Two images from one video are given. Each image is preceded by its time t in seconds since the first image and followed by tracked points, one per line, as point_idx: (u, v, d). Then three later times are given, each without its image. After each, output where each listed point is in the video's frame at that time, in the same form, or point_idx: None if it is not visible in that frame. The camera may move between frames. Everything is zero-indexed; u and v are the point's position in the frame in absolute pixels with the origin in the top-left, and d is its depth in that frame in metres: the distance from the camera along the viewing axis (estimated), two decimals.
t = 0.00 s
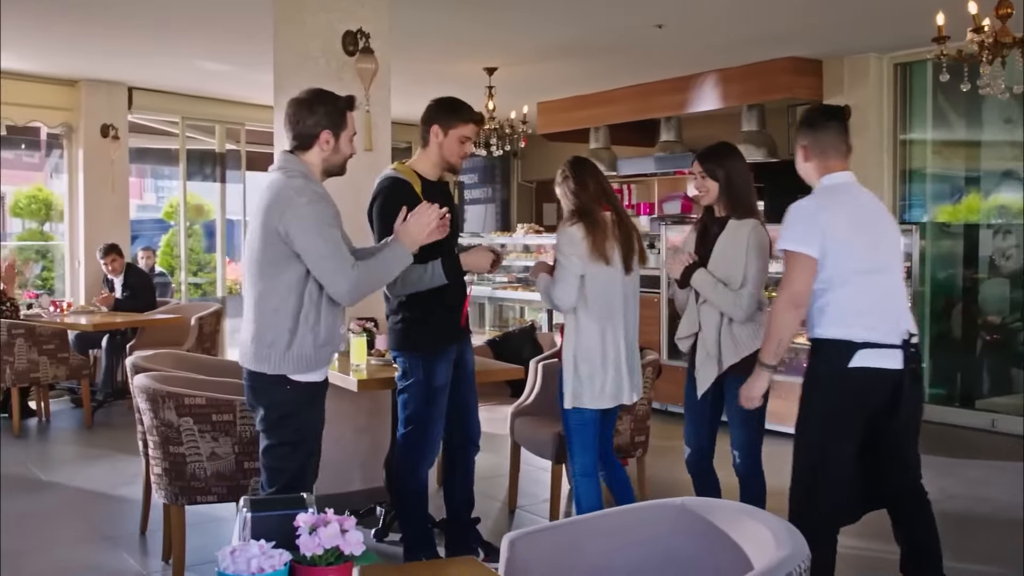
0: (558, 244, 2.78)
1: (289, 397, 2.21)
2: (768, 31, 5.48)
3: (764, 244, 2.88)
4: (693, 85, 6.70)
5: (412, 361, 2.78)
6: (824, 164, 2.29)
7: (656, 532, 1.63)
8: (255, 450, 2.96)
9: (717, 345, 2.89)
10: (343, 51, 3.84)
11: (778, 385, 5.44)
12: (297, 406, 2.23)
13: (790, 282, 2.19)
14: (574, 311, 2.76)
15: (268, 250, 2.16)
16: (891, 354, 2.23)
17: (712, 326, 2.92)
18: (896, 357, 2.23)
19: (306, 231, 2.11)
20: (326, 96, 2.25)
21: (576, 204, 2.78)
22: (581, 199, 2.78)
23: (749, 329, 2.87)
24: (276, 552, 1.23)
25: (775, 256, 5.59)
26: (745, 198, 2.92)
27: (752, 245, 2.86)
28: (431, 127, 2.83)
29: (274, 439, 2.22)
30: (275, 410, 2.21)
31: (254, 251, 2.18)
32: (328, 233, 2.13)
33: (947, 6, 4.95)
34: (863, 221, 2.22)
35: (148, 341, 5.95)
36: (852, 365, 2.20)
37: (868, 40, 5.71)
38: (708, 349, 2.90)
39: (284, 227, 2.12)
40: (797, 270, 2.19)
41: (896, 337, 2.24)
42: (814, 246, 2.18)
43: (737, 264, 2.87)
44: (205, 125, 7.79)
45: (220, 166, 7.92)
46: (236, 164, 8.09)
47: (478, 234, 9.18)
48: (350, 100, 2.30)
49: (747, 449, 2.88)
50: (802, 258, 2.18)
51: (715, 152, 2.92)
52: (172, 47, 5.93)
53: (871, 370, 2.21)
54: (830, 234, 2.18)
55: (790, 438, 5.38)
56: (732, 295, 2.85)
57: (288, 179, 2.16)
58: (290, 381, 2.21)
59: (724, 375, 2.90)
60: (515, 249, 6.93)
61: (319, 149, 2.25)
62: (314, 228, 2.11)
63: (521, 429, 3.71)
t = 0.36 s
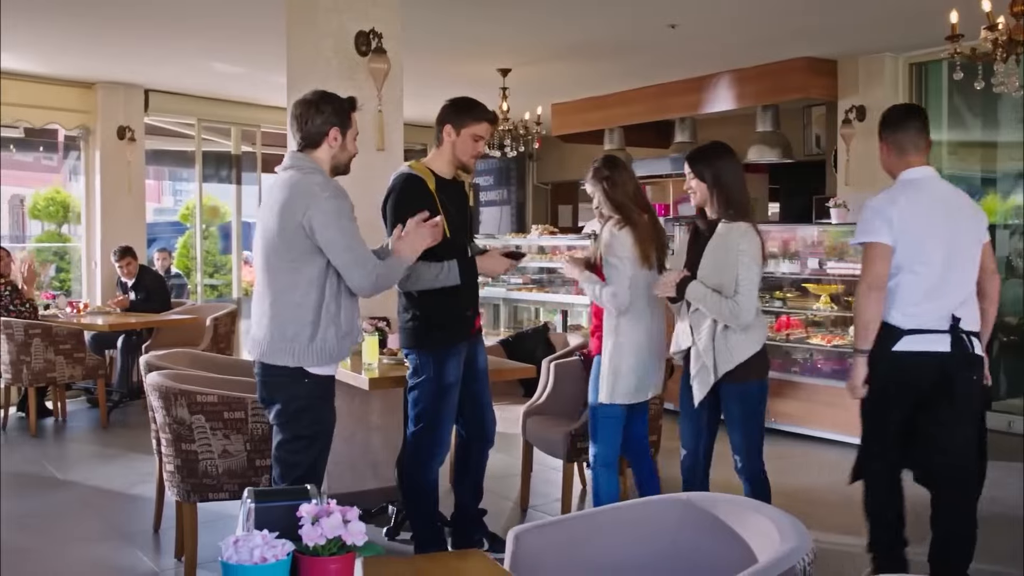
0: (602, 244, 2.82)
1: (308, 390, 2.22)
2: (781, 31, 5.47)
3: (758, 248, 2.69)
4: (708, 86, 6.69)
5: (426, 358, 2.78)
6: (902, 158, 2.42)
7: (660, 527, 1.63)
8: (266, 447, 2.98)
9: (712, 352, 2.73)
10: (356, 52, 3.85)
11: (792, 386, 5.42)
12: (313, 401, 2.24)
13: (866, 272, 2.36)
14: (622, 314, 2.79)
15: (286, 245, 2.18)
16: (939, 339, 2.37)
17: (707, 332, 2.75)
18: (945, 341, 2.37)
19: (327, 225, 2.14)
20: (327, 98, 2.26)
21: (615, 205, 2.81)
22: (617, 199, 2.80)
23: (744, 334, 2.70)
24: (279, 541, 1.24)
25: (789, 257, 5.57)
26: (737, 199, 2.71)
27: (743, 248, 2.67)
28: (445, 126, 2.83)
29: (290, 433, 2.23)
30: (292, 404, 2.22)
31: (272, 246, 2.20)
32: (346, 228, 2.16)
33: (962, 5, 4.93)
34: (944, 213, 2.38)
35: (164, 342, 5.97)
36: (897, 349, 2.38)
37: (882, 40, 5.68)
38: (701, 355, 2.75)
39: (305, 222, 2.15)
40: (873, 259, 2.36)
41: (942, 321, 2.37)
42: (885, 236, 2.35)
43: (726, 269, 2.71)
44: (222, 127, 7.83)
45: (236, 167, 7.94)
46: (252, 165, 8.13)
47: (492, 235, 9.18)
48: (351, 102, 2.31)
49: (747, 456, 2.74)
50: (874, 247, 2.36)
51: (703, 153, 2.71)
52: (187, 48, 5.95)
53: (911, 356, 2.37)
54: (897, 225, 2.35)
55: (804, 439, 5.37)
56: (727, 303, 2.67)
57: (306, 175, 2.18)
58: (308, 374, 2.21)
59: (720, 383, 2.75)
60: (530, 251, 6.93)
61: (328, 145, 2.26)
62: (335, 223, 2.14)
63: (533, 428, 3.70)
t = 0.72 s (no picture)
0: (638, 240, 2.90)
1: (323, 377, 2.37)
2: (791, 31, 5.46)
3: (722, 245, 2.58)
4: (718, 87, 6.68)
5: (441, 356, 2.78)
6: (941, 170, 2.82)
7: (661, 523, 1.63)
8: (274, 446, 2.99)
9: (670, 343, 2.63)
10: (365, 52, 3.86)
11: (802, 387, 5.42)
12: (328, 389, 2.40)
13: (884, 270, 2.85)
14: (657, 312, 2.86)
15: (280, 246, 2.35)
16: (945, 337, 2.76)
17: (668, 326, 2.65)
18: (949, 339, 2.75)
19: (310, 227, 2.29)
20: (322, 112, 2.43)
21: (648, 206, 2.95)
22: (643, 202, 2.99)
23: (705, 329, 2.60)
24: (278, 533, 1.24)
25: (800, 258, 5.56)
26: (704, 199, 2.61)
27: (706, 242, 2.56)
28: (472, 128, 2.83)
29: (313, 420, 2.38)
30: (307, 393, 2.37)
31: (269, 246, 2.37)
32: (328, 230, 2.31)
33: (972, 5, 4.91)
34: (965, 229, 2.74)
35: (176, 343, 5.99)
36: (917, 344, 2.81)
37: (892, 40, 5.67)
38: (661, 349, 2.65)
39: (292, 223, 2.31)
40: (889, 261, 2.84)
41: (948, 320, 2.76)
42: (900, 243, 2.82)
43: (686, 261, 2.60)
44: (234, 130, 7.86)
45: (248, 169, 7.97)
46: (264, 167, 8.15)
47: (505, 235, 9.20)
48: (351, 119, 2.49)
49: (700, 466, 2.57)
50: (892, 253, 2.83)
51: (672, 149, 2.61)
52: (198, 51, 5.97)
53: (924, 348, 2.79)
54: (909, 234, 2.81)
55: (814, 440, 5.35)
56: (687, 296, 2.58)
57: (299, 179, 2.34)
58: (323, 363, 2.37)
59: (679, 381, 2.63)
60: (541, 252, 6.93)
61: (331, 152, 2.45)
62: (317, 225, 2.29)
63: (542, 428, 3.70)
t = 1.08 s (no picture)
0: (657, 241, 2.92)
1: (363, 364, 2.61)
2: (804, 31, 5.44)
3: (676, 243, 2.50)
4: (732, 87, 6.67)
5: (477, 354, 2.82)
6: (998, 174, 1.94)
7: (668, 520, 1.63)
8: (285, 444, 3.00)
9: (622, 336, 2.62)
10: (376, 53, 3.87)
11: (816, 388, 5.40)
12: (360, 378, 2.62)
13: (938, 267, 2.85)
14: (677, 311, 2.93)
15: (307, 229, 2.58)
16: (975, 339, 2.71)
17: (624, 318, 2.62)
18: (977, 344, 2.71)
19: (330, 213, 2.50)
20: (358, 114, 2.65)
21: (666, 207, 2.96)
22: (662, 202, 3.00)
23: (657, 325, 2.55)
24: (283, 525, 1.26)
25: (814, 258, 5.55)
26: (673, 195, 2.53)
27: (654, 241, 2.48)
28: (520, 139, 2.86)
29: (355, 406, 2.62)
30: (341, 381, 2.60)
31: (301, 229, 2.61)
32: (346, 219, 2.50)
33: (986, 4, 4.89)
34: (972, 233, 2.12)
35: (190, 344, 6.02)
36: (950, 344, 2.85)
37: (906, 40, 5.65)
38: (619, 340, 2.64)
39: (318, 210, 2.53)
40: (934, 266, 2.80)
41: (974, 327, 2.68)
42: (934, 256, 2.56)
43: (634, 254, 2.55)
44: (248, 132, 7.89)
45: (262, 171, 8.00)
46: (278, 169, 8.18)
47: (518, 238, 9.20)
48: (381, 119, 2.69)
49: (634, 465, 2.57)
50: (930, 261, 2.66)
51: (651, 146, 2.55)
52: (211, 53, 6.00)
53: (967, 340, 2.56)
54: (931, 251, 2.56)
55: (828, 442, 5.34)
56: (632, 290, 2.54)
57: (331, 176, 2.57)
58: (360, 351, 2.59)
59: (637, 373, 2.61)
60: (554, 253, 6.94)
61: (353, 153, 2.64)
62: (335, 212, 2.49)
63: (553, 428, 3.71)
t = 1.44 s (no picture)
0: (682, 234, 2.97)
1: (406, 365, 2.66)
2: (819, 31, 5.43)
3: (607, 245, 2.47)
4: (746, 87, 6.66)
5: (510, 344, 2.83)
6: None
7: (675, 515, 1.63)
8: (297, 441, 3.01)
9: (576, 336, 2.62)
10: (389, 53, 3.88)
11: (830, 388, 5.39)
12: (398, 377, 2.65)
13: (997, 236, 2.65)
14: (700, 306, 2.97)
15: (366, 225, 2.62)
16: None
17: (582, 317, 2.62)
18: None
19: (399, 210, 2.56)
20: (414, 123, 2.73)
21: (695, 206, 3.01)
22: (686, 196, 3.04)
23: (600, 327, 2.54)
24: (288, 517, 1.26)
25: (828, 258, 5.52)
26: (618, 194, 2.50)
27: (582, 243, 2.47)
28: (562, 145, 2.86)
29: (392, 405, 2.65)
30: (382, 376, 2.64)
31: (355, 223, 2.63)
32: (412, 217, 2.57)
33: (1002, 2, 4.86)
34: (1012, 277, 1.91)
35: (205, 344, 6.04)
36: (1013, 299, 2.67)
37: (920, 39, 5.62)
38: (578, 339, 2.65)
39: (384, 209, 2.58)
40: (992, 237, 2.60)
41: None
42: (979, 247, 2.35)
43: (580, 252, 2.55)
44: (262, 133, 7.92)
45: (277, 172, 8.02)
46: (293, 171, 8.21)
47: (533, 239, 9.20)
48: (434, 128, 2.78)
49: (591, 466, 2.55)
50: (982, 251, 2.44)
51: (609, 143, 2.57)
52: (228, 55, 6.04)
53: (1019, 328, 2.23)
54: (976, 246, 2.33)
55: (843, 442, 5.32)
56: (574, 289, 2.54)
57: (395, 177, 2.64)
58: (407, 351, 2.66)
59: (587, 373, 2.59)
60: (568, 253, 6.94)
61: (404, 156, 2.72)
62: (405, 210, 2.55)
63: (565, 427, 3.71)
